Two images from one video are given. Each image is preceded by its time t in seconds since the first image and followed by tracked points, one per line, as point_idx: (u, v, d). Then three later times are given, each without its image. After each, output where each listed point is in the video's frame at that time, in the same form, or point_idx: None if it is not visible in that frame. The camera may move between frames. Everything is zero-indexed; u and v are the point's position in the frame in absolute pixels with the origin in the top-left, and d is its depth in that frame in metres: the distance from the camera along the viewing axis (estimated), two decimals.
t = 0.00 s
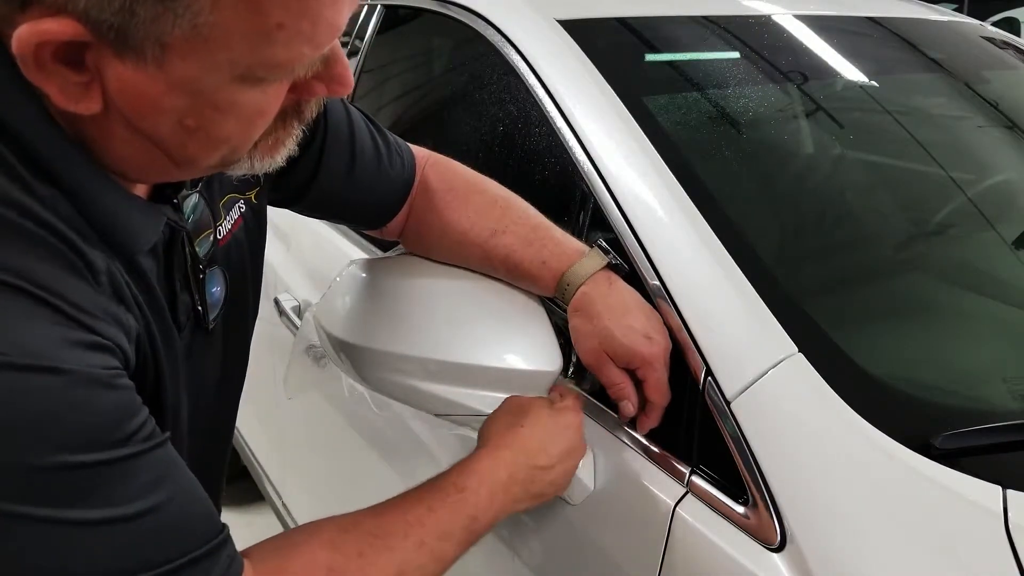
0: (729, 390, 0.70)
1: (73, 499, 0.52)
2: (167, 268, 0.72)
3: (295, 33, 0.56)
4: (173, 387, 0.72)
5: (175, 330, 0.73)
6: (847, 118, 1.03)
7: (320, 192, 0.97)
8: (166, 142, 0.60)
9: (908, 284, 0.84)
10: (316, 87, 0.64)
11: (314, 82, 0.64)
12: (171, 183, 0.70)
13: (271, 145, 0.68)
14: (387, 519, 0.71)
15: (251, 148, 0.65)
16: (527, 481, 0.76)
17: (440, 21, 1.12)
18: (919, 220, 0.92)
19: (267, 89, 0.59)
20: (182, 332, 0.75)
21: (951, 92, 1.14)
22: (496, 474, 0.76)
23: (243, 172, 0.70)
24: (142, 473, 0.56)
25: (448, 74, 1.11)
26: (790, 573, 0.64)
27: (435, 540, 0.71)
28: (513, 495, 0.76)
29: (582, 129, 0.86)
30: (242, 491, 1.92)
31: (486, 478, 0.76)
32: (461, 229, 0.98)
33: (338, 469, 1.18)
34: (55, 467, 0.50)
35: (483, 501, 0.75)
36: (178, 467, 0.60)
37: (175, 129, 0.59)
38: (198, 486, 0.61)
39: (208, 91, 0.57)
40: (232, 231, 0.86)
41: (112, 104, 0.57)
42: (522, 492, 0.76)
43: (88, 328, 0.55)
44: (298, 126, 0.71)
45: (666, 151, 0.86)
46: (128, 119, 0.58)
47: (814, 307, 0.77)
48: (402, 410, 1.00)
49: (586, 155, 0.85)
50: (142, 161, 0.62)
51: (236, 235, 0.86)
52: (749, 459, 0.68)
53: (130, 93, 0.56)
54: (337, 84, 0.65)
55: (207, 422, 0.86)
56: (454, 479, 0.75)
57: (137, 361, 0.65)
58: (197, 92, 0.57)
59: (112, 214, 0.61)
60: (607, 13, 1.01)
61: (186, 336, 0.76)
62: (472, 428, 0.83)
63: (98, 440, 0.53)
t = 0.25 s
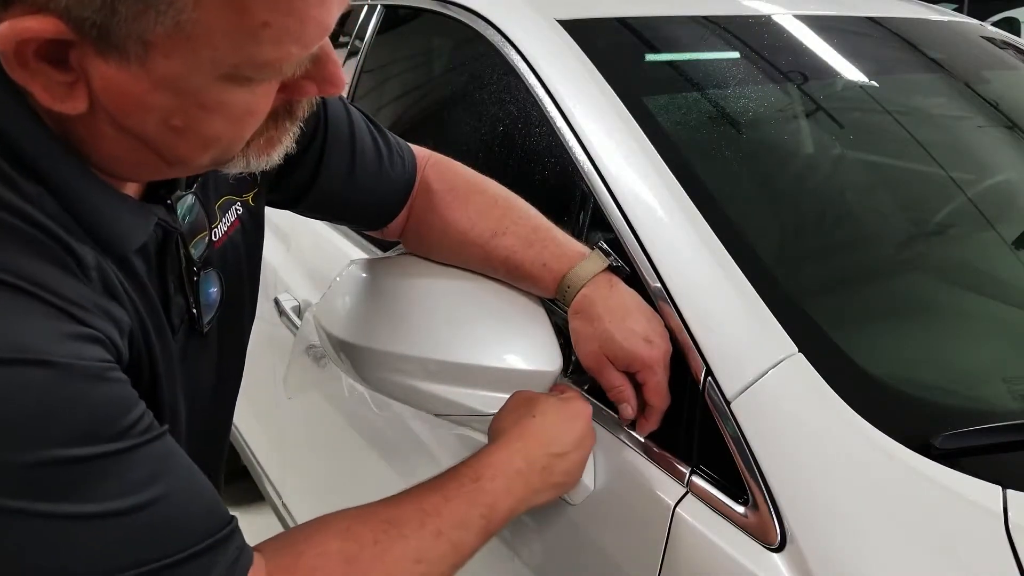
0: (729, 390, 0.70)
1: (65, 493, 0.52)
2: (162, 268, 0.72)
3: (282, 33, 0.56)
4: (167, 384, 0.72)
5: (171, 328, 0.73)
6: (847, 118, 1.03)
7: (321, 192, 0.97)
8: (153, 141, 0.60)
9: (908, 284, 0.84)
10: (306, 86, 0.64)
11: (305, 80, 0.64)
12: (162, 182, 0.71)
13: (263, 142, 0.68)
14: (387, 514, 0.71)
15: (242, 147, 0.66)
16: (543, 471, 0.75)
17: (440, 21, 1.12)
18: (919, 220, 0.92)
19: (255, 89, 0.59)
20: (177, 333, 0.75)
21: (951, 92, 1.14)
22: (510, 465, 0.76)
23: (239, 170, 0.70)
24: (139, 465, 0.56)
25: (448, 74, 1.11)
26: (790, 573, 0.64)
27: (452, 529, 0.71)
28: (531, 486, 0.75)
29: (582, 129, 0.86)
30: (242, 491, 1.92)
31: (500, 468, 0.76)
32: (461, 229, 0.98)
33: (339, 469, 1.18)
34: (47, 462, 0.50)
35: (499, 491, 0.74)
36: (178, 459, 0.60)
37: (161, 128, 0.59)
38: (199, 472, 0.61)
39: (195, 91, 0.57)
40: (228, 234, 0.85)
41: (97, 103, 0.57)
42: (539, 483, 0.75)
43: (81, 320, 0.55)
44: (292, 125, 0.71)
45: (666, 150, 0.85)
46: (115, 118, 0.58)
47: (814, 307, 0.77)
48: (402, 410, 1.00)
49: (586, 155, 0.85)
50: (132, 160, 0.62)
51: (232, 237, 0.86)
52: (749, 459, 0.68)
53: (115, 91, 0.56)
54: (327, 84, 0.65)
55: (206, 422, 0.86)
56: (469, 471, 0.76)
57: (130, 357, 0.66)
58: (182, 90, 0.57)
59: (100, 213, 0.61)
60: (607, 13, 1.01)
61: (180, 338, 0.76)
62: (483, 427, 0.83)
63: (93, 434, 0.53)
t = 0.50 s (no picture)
0: (729, 390, 0.70)
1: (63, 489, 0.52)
2: (158, 267, 0.72)
3: (269, 23, 0.56)
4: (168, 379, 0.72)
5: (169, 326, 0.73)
6: (847, 118, 1.04)
7: (321, 192, 0.97)
8: (142, 136, 0.60)
9: (908, 283, 0.84)
10: (297, 79, 0.64)
11: (296, 74, 0.64)
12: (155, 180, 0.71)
13: (256, 140, 0.68)
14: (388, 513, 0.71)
15: (234, 143, 0.65)
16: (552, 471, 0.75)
17: (441, 21, 1.12)
18: (918, 220, 0.92)
19: (243, 83, 0.59)
20: (176, 330, 0.75)
21: (951, 92, 1.14)
22: (518, 463, 0.76)
23: (233, 167, 0.70)
24: (136, 458, 0.56)
25: (448, 74, 1.11)
26: (790, 573, 0.64)
27: (458, 527, 0.71)
28: (540, 487, 0.75)
29: (581, 129, 0.86)
30: (242, 491, 1.92)
31: (509, 467, 0.76)
32: (461, 230, 0.98)
33: (339, 469, 1.18)
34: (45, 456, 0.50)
35: (507, 490, 0.75)
36: (181, 452, 0.60)
37: (150, 123, 0.59)
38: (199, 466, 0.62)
39: (184, 85, 0.57)
40: (227, 233, 0.85)
41: (84, 98, 0.57)
42: (548, 483, 0.75)
43: (74, 315, 0.55)
44: (285, 121, 0.70)
45: (665, 150, 0.86)
46: (104, 113, 0.58)
47: (813, 307, 0.77)
48: (402, 410, 1.00)
49: (586, 155, 0.85)
50: (124, 157, 0.62)
51: (231, 236, 0.86)
52: (750, 460, 0.68)
53: (102, 86, 0.56)
54: (317, 77, 0.65)
55: (205, 422, 0.86)
56: (476, 471, 0.76)
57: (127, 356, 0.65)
58: (169, 84, 0.57)
59: (90, 210, 0.61)
60: (607, 13, 1.01)
61: (178, 336, 0.76)
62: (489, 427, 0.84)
63: (87, 430, 0.53)
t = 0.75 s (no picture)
0: (729, 390, 0.70)
1: (57, 494, 0.52)
2: (158, 268, 0.72)
3: (271, 27, 0.56)
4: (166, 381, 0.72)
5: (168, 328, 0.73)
6: (847, 118, 1.04)
7: (321, 192, 0.97)
8: (145, 138, 0.60)
9: (908, 283, 0.84)
10: (299, 82, 0.64)
11: (297, 76, 0.64)
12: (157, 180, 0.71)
13: (256, 141, 0.68)
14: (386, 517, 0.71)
15: (234, 144, 0.65)
16: (543, 478, 0.76)
17: (440, 21, 1.12)
18: (918, 220, 0.92)
19: (245, 85, 0.59)
20: (175, 332, 0.75)
21: (950, 92, 1.14)
22: (510, 469, 0.76)
23: (232, 168, 0.69)
24: (132, 466, 0.56)
25: (447, 74, 1.11)
26: (790, 573, 0.64)
27: (451, 535, 0.71)
28: (531, 493, 0.75)
29: (581, 129, 0.86)
30: (242, 490, 1.92)
31: (501, 475, 0.76)
32: (461, 230, 0.98)
33: (338, 470, 1.18)
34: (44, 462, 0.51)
35: (498, 496, 0.75)
36: (175, 459, 0.60)
37: (151, 125, 0.59)
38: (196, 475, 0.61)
39: (187, 87, 0.57)
40: (227, 234, 0.85)
41: (88, 99, 0.57)
42: (539, 490, 0.75)
43: (71, 319, 0.55)
44: (285, 123, 0.70)
45: (665, 150, 0.85)
46: (106, 114, 0.58)
47: (813, 307, 0.77)
48: (402, 410, 1.00)
49: (586, 155, 0.85)
50: (125, 157, 0.62)
51: (231, 237, 0.86)
52: (749, 460, 0.68)
53: (105, 87, 0.56)
54: (319, 80, 0.65)
55: (205, 422, 0.86)
56: (469, 477, 0.76)
57: (125, 360, 0.65)
58: (173, 87, 0.57)
59: (89, 211, 0.61)
60: (607, 13, 1.01)
61: (178, 338, 0.76)
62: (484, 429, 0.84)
63: (84, 434, 0.53)
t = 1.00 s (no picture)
0: (729, 390, 0.70)
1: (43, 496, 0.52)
2: (156, 267, 0.71)
3: (268, 26, 0.56)
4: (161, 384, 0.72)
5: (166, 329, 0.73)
6: (847, 118, 1.04)
7: (321, 192, 0.97)
8: (141, 137, 0.60)
9: (908, 283, 0.84)
10: (296, 82, 0.64)
11: (294, 76, 0.64)
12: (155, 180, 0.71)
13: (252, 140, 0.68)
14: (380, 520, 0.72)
15: (229, 144, 0.65)
16: (530, 484, 0.76)
17: (441, 21, 1.12)
18: (918, 220, 0.92)
19: (242, 85, 0.59)
20: (173, 332, 0.75)
21: (951, 92, 1.14)
22: (496, 475, 0.77)
23: (230, 166, 0.69)
24: (122, 467, 0.56)
25: (447, 74, 1.11)
26: (790, 572, 0.64)
27: (439, 540, 0.71)
28: (518, 499, 0.76)
29: (581, 129, 0.86)
30: (242, 491, 1.93)
31: (488, 480, 0.76)
32: (461, 230, 0.98)
33: (338, 470, 1.18)
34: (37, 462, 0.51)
35: (485, 502, 0.75)
36: (166, 463, 0.60)
37: (149, 124, 0.59)
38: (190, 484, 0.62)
39: (184, 85, 0.57)
40: (226, 233, 0.85)
41: (84, 98, 0.57)
42: (526, 495, 0.76)
43: (64, 319, 0.55)
44: (279, 124, 0.71)
45: (665, 150, 0.86)
46: (103, 114, 0.58)
47: (813, 306, 0.77)
48: (402, 410, 1.00)
49: (586, 155, 0.85)
50: (123, 157, 0.62)
51: (230, 236, 0.86)
52: (750, 460, 0.68)
53: (102, 86, 0.56)
54: (316, 81, 0.65)
55: (204, 422, 0.86)
56: (457, 483, 0.76)
57: (117, 363, 0.65)
58: (170, 85, 0.57)
59: (85, 211, 0.61)
60: (607, 13, 1.01)
61: (175, 338, 0.76)
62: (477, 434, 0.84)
63: (71, 436, 0.52)
